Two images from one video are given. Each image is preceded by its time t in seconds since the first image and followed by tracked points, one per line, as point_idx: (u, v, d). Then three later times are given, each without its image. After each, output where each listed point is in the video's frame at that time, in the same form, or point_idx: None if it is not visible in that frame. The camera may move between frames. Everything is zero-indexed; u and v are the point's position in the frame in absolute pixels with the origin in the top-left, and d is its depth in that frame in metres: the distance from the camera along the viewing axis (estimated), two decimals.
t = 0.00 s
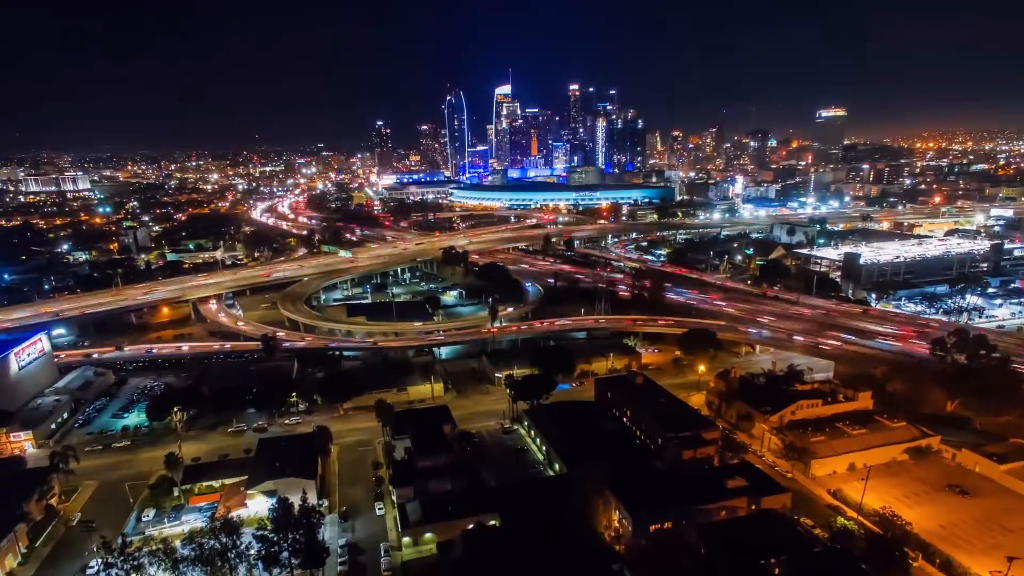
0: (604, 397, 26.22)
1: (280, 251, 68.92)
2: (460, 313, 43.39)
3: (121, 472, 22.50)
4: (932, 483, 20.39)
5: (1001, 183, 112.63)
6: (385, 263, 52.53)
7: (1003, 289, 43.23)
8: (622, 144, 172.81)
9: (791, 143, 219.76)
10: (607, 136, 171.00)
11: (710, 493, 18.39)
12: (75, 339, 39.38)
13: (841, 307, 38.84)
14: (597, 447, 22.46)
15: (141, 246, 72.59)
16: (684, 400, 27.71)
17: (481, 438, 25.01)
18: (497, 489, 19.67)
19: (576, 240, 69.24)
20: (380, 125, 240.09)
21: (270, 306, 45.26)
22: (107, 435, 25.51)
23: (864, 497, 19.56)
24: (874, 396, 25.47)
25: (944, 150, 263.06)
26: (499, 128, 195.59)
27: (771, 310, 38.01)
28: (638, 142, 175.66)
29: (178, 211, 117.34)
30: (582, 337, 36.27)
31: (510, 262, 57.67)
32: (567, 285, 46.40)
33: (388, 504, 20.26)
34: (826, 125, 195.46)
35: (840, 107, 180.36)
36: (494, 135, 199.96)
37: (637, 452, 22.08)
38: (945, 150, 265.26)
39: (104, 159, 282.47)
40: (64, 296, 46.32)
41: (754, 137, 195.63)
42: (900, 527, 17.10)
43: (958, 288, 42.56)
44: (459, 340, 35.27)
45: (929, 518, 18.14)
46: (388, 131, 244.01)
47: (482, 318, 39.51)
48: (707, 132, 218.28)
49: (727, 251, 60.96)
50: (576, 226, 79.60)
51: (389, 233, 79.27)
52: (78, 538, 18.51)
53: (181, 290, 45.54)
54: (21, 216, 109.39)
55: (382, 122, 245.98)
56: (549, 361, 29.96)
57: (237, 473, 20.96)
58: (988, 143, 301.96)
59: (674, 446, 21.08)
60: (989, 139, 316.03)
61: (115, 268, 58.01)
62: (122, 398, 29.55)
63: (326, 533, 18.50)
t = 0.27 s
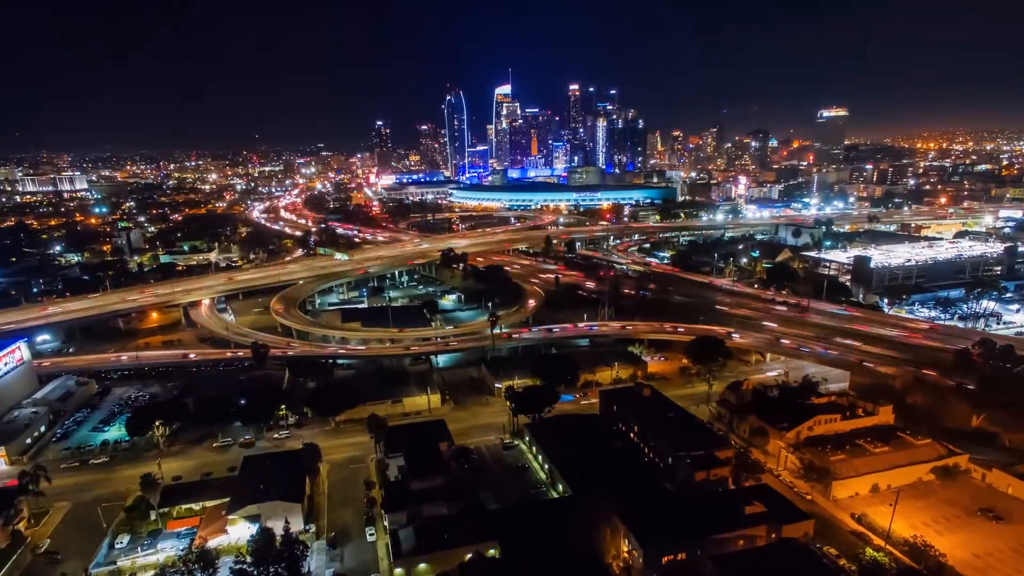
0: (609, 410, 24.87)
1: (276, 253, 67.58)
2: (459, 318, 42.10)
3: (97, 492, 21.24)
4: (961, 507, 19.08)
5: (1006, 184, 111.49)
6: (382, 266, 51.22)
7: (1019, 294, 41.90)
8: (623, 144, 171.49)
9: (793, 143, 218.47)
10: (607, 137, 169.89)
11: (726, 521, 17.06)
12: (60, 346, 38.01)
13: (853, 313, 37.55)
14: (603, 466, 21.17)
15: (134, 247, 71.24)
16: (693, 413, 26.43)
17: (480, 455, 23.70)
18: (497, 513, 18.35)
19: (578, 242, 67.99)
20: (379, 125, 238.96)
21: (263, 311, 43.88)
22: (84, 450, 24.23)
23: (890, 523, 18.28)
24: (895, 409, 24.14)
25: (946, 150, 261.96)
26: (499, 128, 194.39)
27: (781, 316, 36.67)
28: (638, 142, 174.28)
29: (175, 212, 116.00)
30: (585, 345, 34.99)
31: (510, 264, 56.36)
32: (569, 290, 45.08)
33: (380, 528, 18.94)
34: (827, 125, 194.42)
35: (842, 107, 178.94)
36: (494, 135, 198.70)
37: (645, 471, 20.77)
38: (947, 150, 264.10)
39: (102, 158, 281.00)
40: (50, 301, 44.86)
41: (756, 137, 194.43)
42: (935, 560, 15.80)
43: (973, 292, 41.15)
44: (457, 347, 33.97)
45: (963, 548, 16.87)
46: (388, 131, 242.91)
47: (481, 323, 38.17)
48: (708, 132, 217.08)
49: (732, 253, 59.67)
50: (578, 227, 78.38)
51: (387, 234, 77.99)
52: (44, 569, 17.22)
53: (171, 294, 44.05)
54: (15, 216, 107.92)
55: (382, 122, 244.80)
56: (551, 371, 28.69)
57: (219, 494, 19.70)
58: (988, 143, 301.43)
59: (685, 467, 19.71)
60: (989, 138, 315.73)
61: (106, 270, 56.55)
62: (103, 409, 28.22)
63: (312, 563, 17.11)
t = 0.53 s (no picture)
0: (614, 422, 23.84)
1: (272, 254, 66.56)
2: (458, 323, 41.10)
3: (75, 510, 20.19)
4: (988, 528, 18.07)
5: (1011, 184, 110.39)
6: (380, 269, 50.14)
7: None
8: (624, 144, 170.38)
9: (794, 143, 217.35)
10: (608, 137, 168.95)
11: (741, 545, 15.98)
12: (47, 351, 36.86)
13: (863, 318, 36.55)
14: (608, 483, 20.09)
15: (129, 249, 70.14)
16: (700, 424, 25.44)
17: (479, 469, 22.69)
18: (496, 535, 17.29)
19: (580, 243, 66.91)
20: (379, 125, 238.22)
21: (257, 315, 42.87)
22: (65, 463, 23.17)
23: (915, 545, 17.23)
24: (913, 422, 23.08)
25: (948, 150, 261.16)
26: (499, 128, 193.38)
27: (790, 322, 35.60)
28: (639, 142, 173.19)
29: (172, 212, 114.90)
30: (587, 351, 33.96)
31: (511, 266, 55.36)
32: (571, 293, 44.07)
33: (373, 551, 17.89)
34: (829, 125, 193.44)
35: (844, 107, 178.00)
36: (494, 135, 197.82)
37: (653, 489, 19.75)
38: (950, 150, 263.02)
39: (101, 158, 280.26)
40: (39, 304, 43.76)
41: (757, 137, 193.40)
42: None
43: (987, 296, 40.10)
44: (456, 353, 32.95)
45: None
46: (388, 131, 242.29)
47: (481, 328, 37.15)
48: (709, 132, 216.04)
49: (736, 255, 58.66)
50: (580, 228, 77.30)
51: (386, 235, 76.98)
52: None
53: (162, 297, 42.92)
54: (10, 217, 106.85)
55: (381, 122, 244.01)
56: (553, 380, 27.67)
57: (203, 514, 18.66)
58: (990, 143, 300.58)
59: (696, 485, 18.68)
60: (991, 138, 314.64)
61: (98, 273, 55.51)
62: (88, 419, 27.16)
63: None
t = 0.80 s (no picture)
0: (620, 434, 22.86)
1: (268, 255, 65.57)
2: (457, 327, 40.11)
3: (52, 529, 19.16)
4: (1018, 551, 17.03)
5: (1016, 185, 109.38)
6: (377, 271, 49.14)
7: None
8: (624, 144, 169.30)
9: (795, 143, 216.41)
10: (608, 137, 168.13)
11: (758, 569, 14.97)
12: (34, 356, 35.76)
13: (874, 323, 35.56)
14: (613, 501, 19.08)
15: (123, 250, 69.13)
16: (709, 436, 24.46)
17: (478, 484, 21.68)
18: (496, 558, 16.26)
19: (581, 245, 65.94)
20: (378, 125, 237.43)
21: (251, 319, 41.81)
22: (44, 478, 22.12)
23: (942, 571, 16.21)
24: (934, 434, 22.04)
25: (949, 151, 260.37)
26: (499, 128, 192.45)
27: (800, 327, 34.55)
28: (640, 142, 172.26)
29: (169, 212, 113.96)
30: (590, 358, 32.95)
31: (511, 269, 54.40)
32: (573, 297, 43.05)
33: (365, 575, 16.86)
34: (830, 125, 192.48)
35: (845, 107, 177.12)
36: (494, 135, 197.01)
37: (662, 508, 18.76)
38: (951, 151, 262.35)
39: (100, 158, 279.37)
40: (27, 308, 42.65)
41: (758, 137, 192.53)
42: None
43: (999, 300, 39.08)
44: (455, 360, 31.92)
45: None
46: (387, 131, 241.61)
47: (481, 332, 36.12)
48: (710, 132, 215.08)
49: (740, 256, 57.69)
50: (581, 229, 76.30)
51: (384, 237, 75.97)
52: None
53: (154, 300, 41.85)
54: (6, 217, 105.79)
55: (381, 122, 243.19)
56: (555, 390, 26.67)
57: (185, 534, 17.69)
58: (991, 143, 299.81)
59: (708, 505, 17.69)
60: (992, 138, 313.70)
61: (90, 275, 54.44)
62: (70, 429, 26.09)
63: None
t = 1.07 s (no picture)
0: (626, 449, 21.73)
1: (265, 258, 64.47)
2: (456, 332, 39.05)
3: (24, 552, 18.02)
4: None
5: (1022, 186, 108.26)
6: (375, 274, 48.05)
7: None
8: (625, 144, 168.17)
9: (796, 143, 215.39)
10: (609, 137, 167.19)
11: None
12: (19, 362, 34.63)
13: (886, 329, 34.44)
14: (620, 523, 17.92)
15: (117, 252, 67.95)
16: (719, 451, 23.35)
17: (478, 503, 20.54)
18: None
19: (583, 246, 64.88)
20: (377, 125, 236.47)
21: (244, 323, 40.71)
22: (18, 495, 20.96)
23: None
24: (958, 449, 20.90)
25: (951, 150, 259.74)
26: (499, 128, 191.36)
27: (810, 334, 33.42)
28: (641, 142, 171.14)
29: (166, 213, 112.70)
30: (593, 366, 31.80)
31: (511, 271, 53.31)
32: (575, 301, 41.94)
33: None
34: (832, 125, 191.46)
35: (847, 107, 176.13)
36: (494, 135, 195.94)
37: (673, 531, 17.63)
38: (953, 151, 261.41)
39: (98, 159, 278.37)
40: (14, 312, 41.50)
41: (759, 137, 191.55)
42: None
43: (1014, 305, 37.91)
44: (452, 368, 30.78)
45: None
46: (387, 131, 240.63)
47: (480, 339, 34.97)
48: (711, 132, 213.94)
49: (745, 259, 56.61)
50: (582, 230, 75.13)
51: (382, 238, 74.82)
52: None
53: (144, 304, 40.71)
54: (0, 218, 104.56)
55: (380, 122, 242.31)
56: (558, 400, 25.51)
57: (164, 561, 16.57)
58: (993, 143, 298.59)
59: (722, 530, 16.58)
60: (993, 138, 312.82)
61: (82, 278, 53.32)
62: (51, 441, 24.95)
63: None
